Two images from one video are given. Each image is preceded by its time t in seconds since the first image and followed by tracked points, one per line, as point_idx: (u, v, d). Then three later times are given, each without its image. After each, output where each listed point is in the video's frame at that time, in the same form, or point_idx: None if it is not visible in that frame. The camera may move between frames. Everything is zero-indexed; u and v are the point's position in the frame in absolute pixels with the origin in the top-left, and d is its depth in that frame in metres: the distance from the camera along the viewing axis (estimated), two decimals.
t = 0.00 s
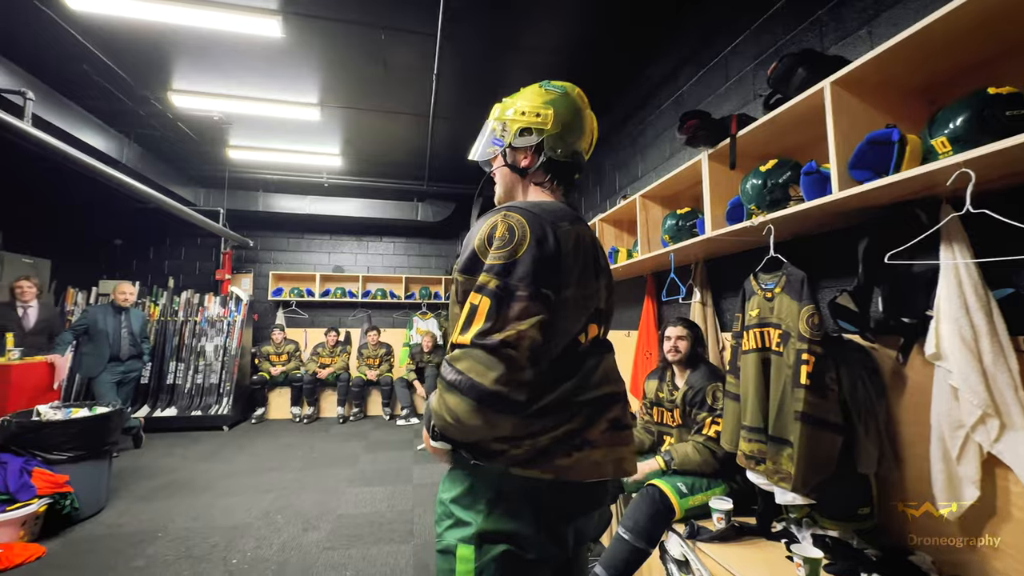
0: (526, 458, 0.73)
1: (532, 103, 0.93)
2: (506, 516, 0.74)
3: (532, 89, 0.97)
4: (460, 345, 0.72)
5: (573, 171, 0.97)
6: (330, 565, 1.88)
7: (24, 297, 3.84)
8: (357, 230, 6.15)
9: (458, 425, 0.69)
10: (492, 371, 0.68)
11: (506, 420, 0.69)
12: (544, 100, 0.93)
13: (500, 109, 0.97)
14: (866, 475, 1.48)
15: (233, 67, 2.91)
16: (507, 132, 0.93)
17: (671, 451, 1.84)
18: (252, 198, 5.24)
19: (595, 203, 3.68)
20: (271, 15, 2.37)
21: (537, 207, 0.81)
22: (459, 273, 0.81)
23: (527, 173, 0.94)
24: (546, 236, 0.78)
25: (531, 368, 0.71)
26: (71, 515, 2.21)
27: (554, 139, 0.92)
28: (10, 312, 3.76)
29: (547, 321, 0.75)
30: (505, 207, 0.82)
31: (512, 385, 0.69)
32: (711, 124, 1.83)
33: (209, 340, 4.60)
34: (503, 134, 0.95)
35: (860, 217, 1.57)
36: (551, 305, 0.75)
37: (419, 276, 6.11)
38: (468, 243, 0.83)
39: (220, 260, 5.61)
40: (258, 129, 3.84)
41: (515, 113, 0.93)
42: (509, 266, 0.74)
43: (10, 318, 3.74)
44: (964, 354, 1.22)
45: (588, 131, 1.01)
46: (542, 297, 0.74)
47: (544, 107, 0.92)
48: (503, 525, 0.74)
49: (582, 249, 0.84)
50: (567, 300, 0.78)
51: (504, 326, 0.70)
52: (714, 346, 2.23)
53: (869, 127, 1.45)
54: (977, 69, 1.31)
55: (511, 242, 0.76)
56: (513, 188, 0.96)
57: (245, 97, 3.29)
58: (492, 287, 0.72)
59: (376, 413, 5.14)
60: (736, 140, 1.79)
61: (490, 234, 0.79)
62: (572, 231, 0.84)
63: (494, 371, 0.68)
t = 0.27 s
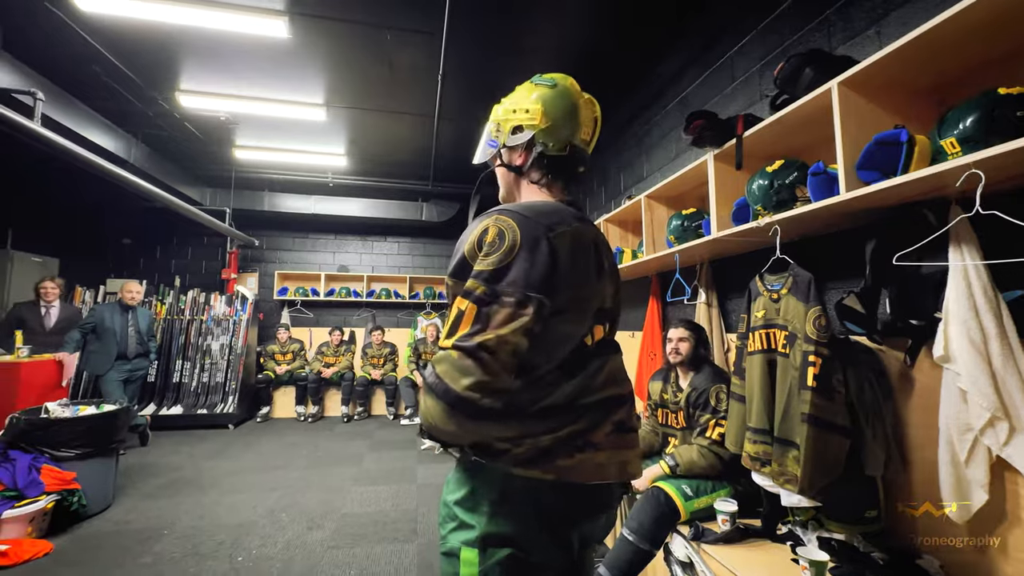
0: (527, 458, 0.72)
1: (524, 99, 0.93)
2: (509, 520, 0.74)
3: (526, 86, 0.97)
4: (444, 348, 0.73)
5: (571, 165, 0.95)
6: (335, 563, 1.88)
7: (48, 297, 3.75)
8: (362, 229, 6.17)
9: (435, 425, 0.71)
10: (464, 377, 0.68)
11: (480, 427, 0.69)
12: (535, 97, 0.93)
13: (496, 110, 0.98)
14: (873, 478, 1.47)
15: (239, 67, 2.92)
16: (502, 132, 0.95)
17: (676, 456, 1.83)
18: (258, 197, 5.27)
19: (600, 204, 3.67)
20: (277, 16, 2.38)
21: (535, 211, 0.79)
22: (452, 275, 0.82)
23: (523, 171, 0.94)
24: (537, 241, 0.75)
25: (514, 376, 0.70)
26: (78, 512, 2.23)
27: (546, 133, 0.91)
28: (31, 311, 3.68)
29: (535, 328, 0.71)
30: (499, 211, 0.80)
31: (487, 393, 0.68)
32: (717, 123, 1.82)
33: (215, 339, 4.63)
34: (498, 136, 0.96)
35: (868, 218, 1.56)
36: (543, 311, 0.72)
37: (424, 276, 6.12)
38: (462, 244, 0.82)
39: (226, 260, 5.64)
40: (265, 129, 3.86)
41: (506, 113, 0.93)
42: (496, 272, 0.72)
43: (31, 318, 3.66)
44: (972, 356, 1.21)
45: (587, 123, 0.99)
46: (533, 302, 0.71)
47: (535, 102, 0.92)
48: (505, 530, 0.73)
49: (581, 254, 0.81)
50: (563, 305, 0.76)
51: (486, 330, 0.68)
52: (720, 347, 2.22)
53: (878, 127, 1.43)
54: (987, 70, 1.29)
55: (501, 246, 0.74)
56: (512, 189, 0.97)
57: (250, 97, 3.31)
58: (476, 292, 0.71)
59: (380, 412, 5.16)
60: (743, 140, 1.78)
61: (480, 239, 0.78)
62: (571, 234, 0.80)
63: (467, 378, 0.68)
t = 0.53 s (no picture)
0: (528, 454, 0.73)
1: (520, 98, 0.93)
2: (512, 519, 0.74)
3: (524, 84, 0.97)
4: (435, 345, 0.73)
5: (568, 160, 0.94)
6: (338, 560, 1.89)
7: (65, 295, 3.82)
8: (365, 228, 6.18)
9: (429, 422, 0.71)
10: (454, 374, 0.68)
11: (471, 426, 0.69)
12: (530, 95, 0.93)
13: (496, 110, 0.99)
14: (878, 478, 1.46)
15: (243, 66, 2.93)
16: (499, 131, 0.96)
17: (672, 454, 1.86)
18: (263, 195, 5.28)
19: (603, 202, 3.67)
20: (281, 14, 2.39)
21: (523, 207, 0.80)
22: (445, 274, 0.83)
23: (518, 168, 0.94)
24: (525, 235, 0.76)
25: (508, 372, 0.70)
26: (84, 508, 2.25)
27: (540, 128, 0.91)
28: (45, 306, 3.74)
29: (525, 324, 0.71)
30: (489, 208, 0.82)
31: (477, 391, 0.68)
32: (722, 121, 1.82)
33: (220, 337, 4.65)
34: (496, 133, 0.97)
35: (873, 216, 1.55)
36: (534, 306, 0.73)
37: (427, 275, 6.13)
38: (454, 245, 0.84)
39: (230, 257, 5.67)
40: (269, 127, 3.87)
41: (503, 112, 0.94)
42: (485, 267, 0.74)
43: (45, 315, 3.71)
44: (979, 356, 1.20)
45: (586, 118, 0.97)
46: (523, 296, 0.71)
47: (531, 99, 0.92)
48: (509, 529, 0.73)
49: (575, 248, 0.82)
50: (556, 300, 0.76)
51: (472, 326, 0.69)
52: (723, 346, 2.21)
53: (884, 125, 1.42)
54: (994, 67, 1.28)
55: (489, 242, 0.76)
56: (510, 187, 0.98)
57: (254, 95, 3.31)
58: (465, 288, 0.73)
59: (383, 410, 5.17)
60: (748, 138, 1.77)
61: (470, 236, 0.80)
62: (563, 228, 0.81)
63: (457, 375, 0.68)
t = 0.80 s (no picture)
0: (537, 452, 0.73)
1: (527, 99, 0.94)
2: (522, 517, 0.74)
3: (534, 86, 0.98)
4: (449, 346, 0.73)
5: (575, 157, 0.94)
6: (344, 557, 1.90)
7: (79, 293, 3.87)
8: (371, 226, 6.20)
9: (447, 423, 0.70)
10: (472, 373, 0.67)
11: (490, 423, 0.68)
12: (536, 95, 0.93)
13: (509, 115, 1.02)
14: (887, 479, 1.45)
15: (250, 65, 2.94)
16: (509, 134, 0.97)
17: (676, 454, 1.84)
18: (269, 194, 5.31)
19: (610, 201, 3.66)
20: (288, 14, 2.40)
21: (526, 205, 0.81)
22: (452, 274, 0.83)
23: (527, 169, 0.95)
24: (530, 232, 0.76)
25: (520, 369, 0.70)
26: (93, 503, 2.28)
27: (546, 127, 0.91)
28: (60, 304, 3.80)
29: (533, 320, 0.73)
30: (492, 208, 0.82)
31: (496, 388, 0.68)
32: (728, 120, 1.80)
33: (227, 335, 4.68)
34: (508, 135, 0.99)
35: (883, 215, 1.53)
36: (540, 303, 0.74)
37: (432, 273, 6.15)
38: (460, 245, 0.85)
39: (237, 256, 5.71)
40: (276, 126, 3.88)
41: (512, 115, 0.96)
42: (490, 265, 0.74)
43: (59, 311, 3.77)
44: (991, 356, 1.19)
45: (595, 114, 0.96)
46: (529, 293, 0.72)
47: (536, 99, 0.92)
48: (519, 527, 0.74)
49: (581, 244, 0.82)
50: (563, 297, 0.77)
51: (484, 324, 0.68)
52: (730, 346, 2.20)
53: (895, 123, 1.40)
54: (1007, 64, 1.26)
55: (495, 241, 0.76)
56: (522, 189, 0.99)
57: (261, 94, 3.33)
58: (473, 287, 0.72)
59: (389, 408, 5.19)
60: (756, 137, 1.76)
61: (475, 237, 0.80)
62: (567, 225, 0.81)
63: (475, 374, 0.67)
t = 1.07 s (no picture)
0: (550, 448, 0.73)
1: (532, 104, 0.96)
2: (536, 513, 0.74)
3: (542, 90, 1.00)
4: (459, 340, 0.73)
5: (585, 154, 0.94)
6: (354, 554, 1.91)
7: (95, 292, 3.90)
8: (379, 226, 6.23)
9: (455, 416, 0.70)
10: (480, 367, 0.67)
11: (499, 417, 0.68)
12: (540, 97, 0.94)
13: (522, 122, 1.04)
14: (901, 479, 1.43)
15: (261, 65, 2.96)
16: (520, 139, 1.00)
17: (686, 453, 1.83)
18: (279, 194, 5.35)
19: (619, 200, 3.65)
20: (298, 14, 2.41)
21: (537, 201, 0.81)
22: (464, 271, 0.84)
23: (536, 171, 0.97)
24: (540, 229, 0.76)
25: (530, 364, 0.70)
26: (109, 499, 2.30)
27: (551, 127, 0.92)
28: (77, 302, 3.87)
29: (542, 316, 0.73)
30: (503, 206, 0.82)
31: (504, 383, 0.67)
32: (740, 116, 1.79)
33: (238, 333, 4.73)
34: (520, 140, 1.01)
35: (899, 212, 1.51)
36: (549, 299, 0.74)
37: (440, 272, 6.17)
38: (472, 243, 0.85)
39: (248, 255, 5.77)
40: (286, 126, 3.91)
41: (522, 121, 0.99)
42: (500, 262, 0.74)
43: (76, 309, 3.84)
44: (1009, 356, 1.17)
45: (599, 109, 0.94)
46: (538, 289, 0.72)
47: (540, 102, 0.94)
48: (533, 522, 0.74)
49: (592, 241, 0.82)
50: (573, 294, 0.77)
51: (492, 318, 0.68)
52: (741, 345, 2.18)
53: (911, 119, 1.38)
54: None
55: (506, 237, 0.76)
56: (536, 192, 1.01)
57: (271, 95, 3.36)
58: (482, 282, 0.73)
59: (397, 406, 5.21)
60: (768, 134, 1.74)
61: (486, 234, 0.80)
62: (578, 222, 0.81)
63: (483, 368, 0.67)
